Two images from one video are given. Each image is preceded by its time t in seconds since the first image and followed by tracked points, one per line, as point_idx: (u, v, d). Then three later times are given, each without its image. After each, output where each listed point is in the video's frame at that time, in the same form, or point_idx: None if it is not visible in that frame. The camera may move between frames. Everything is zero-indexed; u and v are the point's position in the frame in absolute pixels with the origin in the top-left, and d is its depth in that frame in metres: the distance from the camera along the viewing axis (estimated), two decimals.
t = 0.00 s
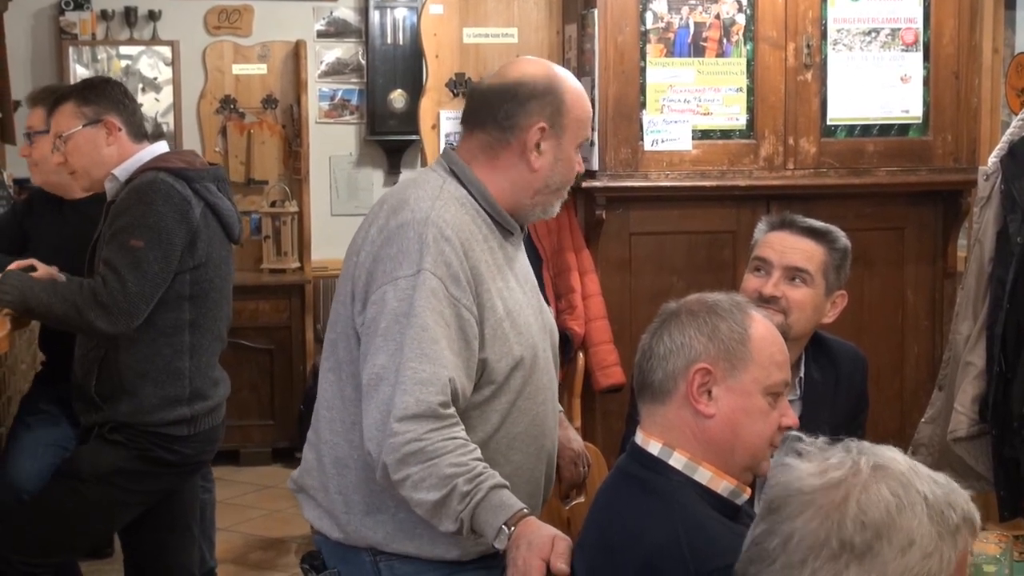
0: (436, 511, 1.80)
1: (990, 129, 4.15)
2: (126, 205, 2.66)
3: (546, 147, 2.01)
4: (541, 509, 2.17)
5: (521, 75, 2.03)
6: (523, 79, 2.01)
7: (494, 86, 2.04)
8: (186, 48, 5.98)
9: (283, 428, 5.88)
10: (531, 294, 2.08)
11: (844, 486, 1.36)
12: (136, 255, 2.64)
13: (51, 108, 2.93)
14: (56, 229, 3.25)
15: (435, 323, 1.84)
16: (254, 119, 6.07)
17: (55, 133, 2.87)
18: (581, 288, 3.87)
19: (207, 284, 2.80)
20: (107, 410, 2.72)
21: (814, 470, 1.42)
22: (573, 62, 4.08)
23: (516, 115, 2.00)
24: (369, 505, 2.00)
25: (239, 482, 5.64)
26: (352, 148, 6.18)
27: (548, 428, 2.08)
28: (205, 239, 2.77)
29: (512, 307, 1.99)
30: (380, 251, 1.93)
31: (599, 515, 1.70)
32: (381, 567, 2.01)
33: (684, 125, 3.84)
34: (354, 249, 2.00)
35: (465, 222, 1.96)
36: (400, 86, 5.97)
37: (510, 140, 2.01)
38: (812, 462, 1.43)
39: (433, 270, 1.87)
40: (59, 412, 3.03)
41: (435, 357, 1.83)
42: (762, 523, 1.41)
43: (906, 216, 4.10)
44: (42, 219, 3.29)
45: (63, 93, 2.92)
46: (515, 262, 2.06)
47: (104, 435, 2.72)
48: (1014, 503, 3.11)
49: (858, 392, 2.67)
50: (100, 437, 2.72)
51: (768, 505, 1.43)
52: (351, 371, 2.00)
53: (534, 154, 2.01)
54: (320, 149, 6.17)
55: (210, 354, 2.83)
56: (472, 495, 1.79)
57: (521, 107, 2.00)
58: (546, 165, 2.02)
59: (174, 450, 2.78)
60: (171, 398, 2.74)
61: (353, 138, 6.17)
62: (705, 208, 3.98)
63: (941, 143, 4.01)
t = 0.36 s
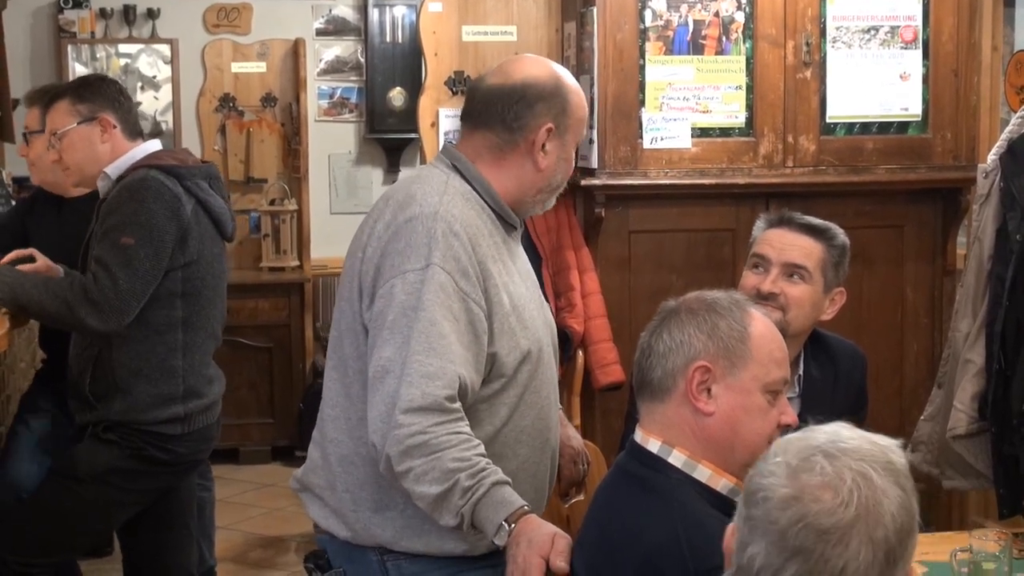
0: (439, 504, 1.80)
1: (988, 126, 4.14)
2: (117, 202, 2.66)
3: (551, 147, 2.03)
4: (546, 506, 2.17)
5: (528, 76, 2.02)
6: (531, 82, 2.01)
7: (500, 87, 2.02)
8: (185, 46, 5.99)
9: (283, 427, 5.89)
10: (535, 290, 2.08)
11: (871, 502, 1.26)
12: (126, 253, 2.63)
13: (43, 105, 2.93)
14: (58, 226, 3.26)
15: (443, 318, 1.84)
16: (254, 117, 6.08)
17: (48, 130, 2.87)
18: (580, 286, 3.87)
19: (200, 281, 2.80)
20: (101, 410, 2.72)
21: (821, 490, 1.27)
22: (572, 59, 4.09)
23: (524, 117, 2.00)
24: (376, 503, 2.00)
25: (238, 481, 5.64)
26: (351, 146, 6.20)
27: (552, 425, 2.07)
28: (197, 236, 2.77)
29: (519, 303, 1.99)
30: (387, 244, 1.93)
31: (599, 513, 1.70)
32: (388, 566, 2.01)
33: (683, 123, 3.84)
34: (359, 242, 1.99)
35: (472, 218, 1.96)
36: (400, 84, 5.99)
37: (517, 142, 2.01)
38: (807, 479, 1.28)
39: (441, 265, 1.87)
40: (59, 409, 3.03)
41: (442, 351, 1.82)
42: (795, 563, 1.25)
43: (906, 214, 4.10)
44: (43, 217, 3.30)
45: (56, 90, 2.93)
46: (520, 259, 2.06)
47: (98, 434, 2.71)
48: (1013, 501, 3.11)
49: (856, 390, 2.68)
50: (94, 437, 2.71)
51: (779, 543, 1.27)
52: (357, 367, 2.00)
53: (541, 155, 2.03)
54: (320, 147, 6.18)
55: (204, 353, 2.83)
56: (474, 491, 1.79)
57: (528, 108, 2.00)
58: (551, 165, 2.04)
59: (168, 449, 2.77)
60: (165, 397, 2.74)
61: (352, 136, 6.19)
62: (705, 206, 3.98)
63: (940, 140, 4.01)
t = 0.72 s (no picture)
0: (439, 501, 1.80)
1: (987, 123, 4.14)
2: (92, 201, 2.66)
3: (534, 136, 2.02)
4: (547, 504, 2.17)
5: (512, 68, 2.05)
6: (515, 71, 2.04)
7: (489, 80, 2.07)
8: (184, 44, 5.99)
9: (282, 425, 5.89)
10: (534, 288, 2.08)
11: (845, 493, 1.24)
12: (107, 250, 2.63)
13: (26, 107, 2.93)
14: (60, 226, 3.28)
15: (442, 315, 1.84)
16: (252, 116, 6.09)
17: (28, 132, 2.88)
18: (578, 283, 3.86)
19: (184, 274, 2.80)
20: (93, 408, 2.71)
21: (795, 487, 1.25)
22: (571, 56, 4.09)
23: (504, 105, 2.02)
24: (376, 501, 2.00)
25: (238, 479, 5.64)
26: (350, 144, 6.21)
27: (552, 423, 2.08)
28: (177, 230, 2.78)
29: (516, 300, 1.99)
30: (385, 242, 1.93)
31: (597, 510, 1.69)
32: (385, 564, 2.00)
33: (682, 120, 3.84)
34: (357, 242, 1.99)
35: (470, 215, 1.96)
36: (399, 82, 6.04)
37: (499, 132, 2.03)
38: (781, 478, 1.26)
39: (439, 262, 1.88)
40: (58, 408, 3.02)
41: (441, 348, 1.83)
42: (774, 564, 1.24)
43: (905, 211, 4.10)
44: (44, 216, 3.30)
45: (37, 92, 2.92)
46: (518, 257, 2.06)
47: (91, 433, 2.71)
48: (1012, 497, 3.11)
49: (855, 388, 2.68)
50: (86, 435, 2.71)
51: (758, 544, 1.25)
52: (357, 365, 2.00)
53: (523, 144, 2.02)
54: (319, 145, 6.19)
55: (194, 348, 2.83)
56: (473, 488, 1.78)
57: (509, 96, 2.03)
58: (535, 156, 2.03)
59: (162, 446, 2.76)
60: (156, 393, 2.74)
61: (350, 134, 6.20)
62: (704, 203, 3.98)
63: (939, 137, 4.01)
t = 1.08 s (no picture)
0: (438, 503, 1.80)
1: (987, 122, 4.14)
2: (61, 201, 2.62)
3: (518, 133, 2.00)
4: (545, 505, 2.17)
5: (503, 68, 2.05)
6: (502, 69, 2.04)
7: (485, 80, 2.06)
8: (183, 45, 6.01)
9: (282, 425, 5.89)
10: (533, 289, 2.08)
11: (826, 493, 1.27)
12: (75, 249, 2.59)
13: None
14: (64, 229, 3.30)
15: (439, 317, 1.84)
16: (251, 116, 6.09)
17: None
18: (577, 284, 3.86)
19: (162, 270, 2.77)
20: (87, 411, 2.67)
21: (776, 487, 1.28)
22: (569, 57, 4.09)
23: (490, 103, 2.02)
24: (371, 503, 2.00)
25: (237, 480, 5.63)
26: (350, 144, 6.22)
27: (552, 425, 2.08)
28: (147, 226, 2.74)
29: (514, 302, 1.99)
30: (383, 245, 1.94)
31: (596, 511, 1.69)
32: (378, 563, 2.01)
33: (682, 120, 3.84)
34: (355, 245, 2.00)
35: (467, 217, 1.96)
36: (398, 82, 6.05)
37: (484, 129, 2.03)
38: (764, 477, 1.29)
39: (436, 265, 1.88)
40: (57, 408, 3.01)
41: (438, 351, 1.83)
42: (755, 563, 1.26)
43: (904, 211, 4.10)
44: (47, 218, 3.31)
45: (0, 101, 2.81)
46: (518, 259, 2.06)
47: (84, 434, 2.67)
48: (1011, 497, 3.11)
49: (854, 388, 2.69)
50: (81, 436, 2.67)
51: (739, 543, 1.28)
52: (354, 367, 2.00)
53: (506, 140, 2.01)
54: (318, 145, 6.20)
55: (184, 336, 2.82)
56: (471, 490, 1.78)
57: (496, 95, 2.02)
58: (518, 152, 2.01)
59: (156, 444, 2.74)
60: (148, 391, 2.70)
61: (349, 134, 6.21)
62: (703, 203, 3.99)
63: (938, 137, 4.01)
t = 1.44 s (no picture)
0: (436, 508, 1.80)
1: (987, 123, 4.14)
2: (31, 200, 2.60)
3: (506, 146, 2.00)
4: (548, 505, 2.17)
5: (496, 74, 2.03)
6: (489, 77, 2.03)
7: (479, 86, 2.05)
8: (183, 45, 6.01)
9: (281, 425, 5.89)
10: (535, 291, 2.07)
11: (823, 492, 1.27)
12: (39, 242, 2.56)
13: None
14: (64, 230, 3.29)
15: (434, 325, 1.84)
16: (251, 116, 6.09)
17: None
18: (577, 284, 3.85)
19: (139, 268, 2.76)
20: (76, 414, 2.65)
21: (774, 486, 1.28)
22: (569, 57, 4.09)
23: (479, 115, 2.02)
24: (370, 504, 2.00)
25: (237, 480, 5.63)
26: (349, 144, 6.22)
27: (553, 428, 2.08)
28: (118, 224, 2.73)
29: (514, 306, 1.99)
30: (380, 251, 1.94)
31: (595, 512, 1.69)
32: (379, 563, 2.01)
33: (681, 121, 3.84)
34: (355, 252, 2.00)
35: (464, 223, 1.96)
36: (398, 83, 6.05)
37: (476, 139, 2.03)
38: (761, 476, 1.29)
39: (431, 271, 1.87)
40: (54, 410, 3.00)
41: (434, 358, 1.83)
42: (752, 562, 1.27)
43: (904, 212, 4.10)
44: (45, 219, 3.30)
45: None
46: (519, 263, 2.06)
47: (76, 435, 2.65)
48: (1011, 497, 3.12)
49: (854, 389, 2.69)
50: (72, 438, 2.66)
51: (736, 543, 1.28)
52: (354, 371, 2.00)
53: (497, 154, 2.02)
54: (318, 146, 6.20)
55: (169, 334, 2.84)
56: (470, 493, 1.79)
57: (485, 106, 2.01)
58: (508, 164, 2.01)
59: (146, 442, 2.74)
60: (135, 387, 2.72)
61: (349, 134, 6.22)
62: (703, 204, 3.99)
63: (937, 138, 4.01)
